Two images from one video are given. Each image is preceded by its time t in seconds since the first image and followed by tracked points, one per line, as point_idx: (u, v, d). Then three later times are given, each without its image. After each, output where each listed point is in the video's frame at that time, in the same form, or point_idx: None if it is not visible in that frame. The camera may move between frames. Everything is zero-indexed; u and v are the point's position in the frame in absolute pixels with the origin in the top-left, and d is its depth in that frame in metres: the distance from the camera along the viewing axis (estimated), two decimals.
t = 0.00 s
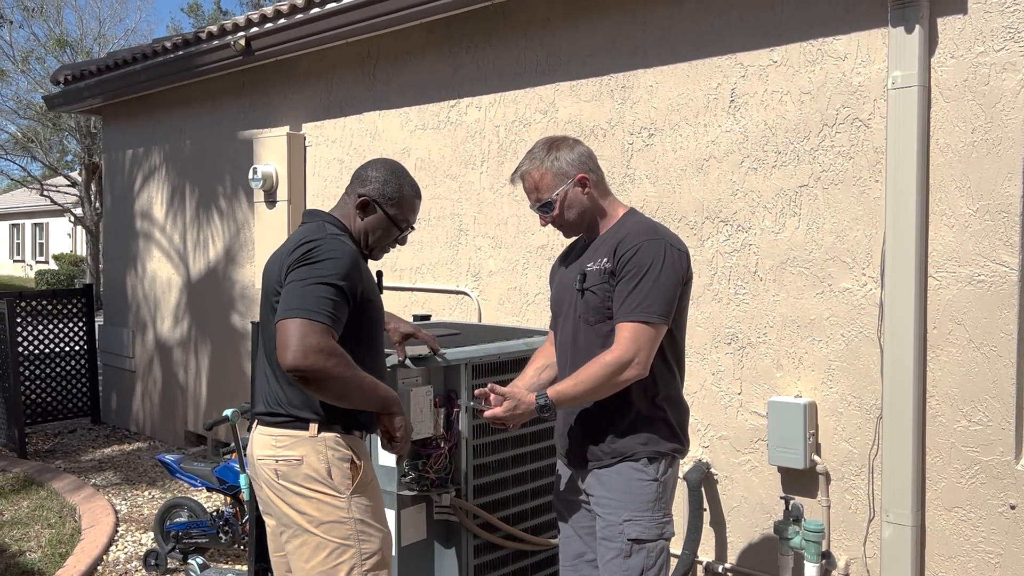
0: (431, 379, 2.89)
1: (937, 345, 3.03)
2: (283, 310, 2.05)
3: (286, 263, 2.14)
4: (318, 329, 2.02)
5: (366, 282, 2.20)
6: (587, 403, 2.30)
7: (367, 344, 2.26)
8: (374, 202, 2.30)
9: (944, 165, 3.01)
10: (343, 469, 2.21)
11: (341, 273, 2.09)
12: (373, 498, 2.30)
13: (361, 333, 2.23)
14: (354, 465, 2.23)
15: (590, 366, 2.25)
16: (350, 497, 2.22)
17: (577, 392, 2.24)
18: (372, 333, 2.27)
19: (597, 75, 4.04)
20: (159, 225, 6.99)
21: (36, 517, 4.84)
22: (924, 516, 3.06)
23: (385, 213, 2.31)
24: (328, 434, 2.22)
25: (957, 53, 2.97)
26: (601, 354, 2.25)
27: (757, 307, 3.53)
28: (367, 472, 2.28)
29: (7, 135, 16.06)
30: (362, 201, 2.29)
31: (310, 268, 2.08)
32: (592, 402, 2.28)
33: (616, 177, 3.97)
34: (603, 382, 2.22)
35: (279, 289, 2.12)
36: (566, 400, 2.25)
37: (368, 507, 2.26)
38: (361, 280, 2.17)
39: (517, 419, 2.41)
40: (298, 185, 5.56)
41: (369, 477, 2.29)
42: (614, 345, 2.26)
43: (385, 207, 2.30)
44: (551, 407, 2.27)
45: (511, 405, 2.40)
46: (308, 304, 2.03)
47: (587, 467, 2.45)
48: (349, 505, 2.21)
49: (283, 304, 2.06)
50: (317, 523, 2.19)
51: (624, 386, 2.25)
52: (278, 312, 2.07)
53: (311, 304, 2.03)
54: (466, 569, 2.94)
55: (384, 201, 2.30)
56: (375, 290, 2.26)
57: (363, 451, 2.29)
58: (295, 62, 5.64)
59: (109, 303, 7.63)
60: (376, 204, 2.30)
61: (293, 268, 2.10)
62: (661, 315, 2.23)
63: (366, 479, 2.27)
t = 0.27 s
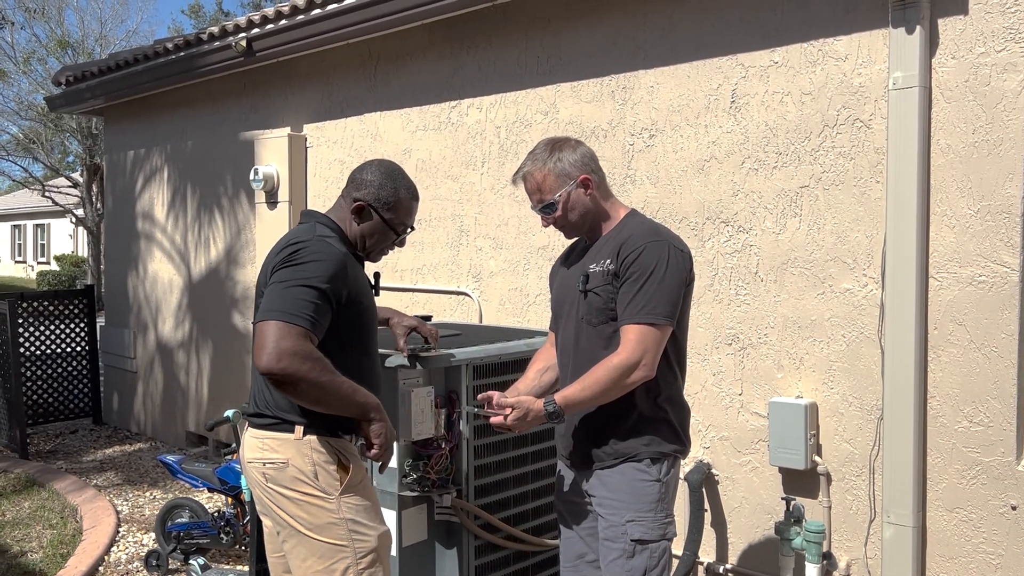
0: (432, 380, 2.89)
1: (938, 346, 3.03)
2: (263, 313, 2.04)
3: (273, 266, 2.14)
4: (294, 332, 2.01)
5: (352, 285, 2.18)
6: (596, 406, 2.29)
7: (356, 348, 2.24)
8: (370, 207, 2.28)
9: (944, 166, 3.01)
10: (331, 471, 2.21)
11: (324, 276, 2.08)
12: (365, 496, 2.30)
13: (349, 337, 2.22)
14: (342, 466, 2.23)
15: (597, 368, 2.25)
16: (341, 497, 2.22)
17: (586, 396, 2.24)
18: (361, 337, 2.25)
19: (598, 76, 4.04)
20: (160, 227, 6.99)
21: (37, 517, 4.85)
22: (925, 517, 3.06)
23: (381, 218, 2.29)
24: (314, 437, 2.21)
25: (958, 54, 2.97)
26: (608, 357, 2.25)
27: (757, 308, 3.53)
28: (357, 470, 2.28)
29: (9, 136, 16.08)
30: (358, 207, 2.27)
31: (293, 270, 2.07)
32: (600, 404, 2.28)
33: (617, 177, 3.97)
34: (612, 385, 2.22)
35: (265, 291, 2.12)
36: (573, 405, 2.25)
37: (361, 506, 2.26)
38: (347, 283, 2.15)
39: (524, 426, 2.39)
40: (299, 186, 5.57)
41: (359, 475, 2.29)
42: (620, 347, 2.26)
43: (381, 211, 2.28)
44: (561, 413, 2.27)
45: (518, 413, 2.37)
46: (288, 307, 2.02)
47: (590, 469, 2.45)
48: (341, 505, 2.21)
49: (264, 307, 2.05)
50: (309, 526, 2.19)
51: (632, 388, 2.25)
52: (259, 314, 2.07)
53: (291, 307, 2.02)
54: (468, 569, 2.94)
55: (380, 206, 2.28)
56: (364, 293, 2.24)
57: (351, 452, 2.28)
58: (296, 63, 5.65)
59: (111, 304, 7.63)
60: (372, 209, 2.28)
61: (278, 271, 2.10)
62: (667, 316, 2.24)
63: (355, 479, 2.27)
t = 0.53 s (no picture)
0: (433, 381, 2.88)
1: (940, 346, 3.03)
2: (253, 327, 2.01)
3: (260, 275, 2.10)
4: (287, 347, 1.98)
5: (341, 289, 2.15)
6: (603, 409, 2.29)
7: (350, 351, 2.23)
8: (356, 207, 2.26)
9: (946, 166, 3.01)
10: (311, 488, 2.18)
11: (312, 284, 2.05)
12: (345, 516, 2.27)
13: (343, 340, 2.20)
14: (324, 485, 2.20)
15: (605, 371, 2.25)
16: (315, 518, 2.19)
17: (594, 399, 2.23)
18: (354, 339, 2.23)
19: (599, 76, 4.04)
20: (161, 227, 7.00)
21: (39, 518, 4.85)
22: (926, 518, 3.06)
23: (367, 217, 2.27)
24: (304, 448, 2.19)
25: (960, 54, 2.97)
26: (615, 360, 2.25)
27: (759, 309, 3.52)
28: (342, 489, 2.24)
29: (10, 137, 16.09)
30: (344, 207, 2.25)
31: (281, 280, 2.03)
32: (608, 407, 2.28)
33: (618, 178, 3.97)
34: (620, 388, 2.22)
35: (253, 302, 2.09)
36: (582, 408, 2.25)
37: (334, 529, 2.23)
38: (336, 288, 2.13)
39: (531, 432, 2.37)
40: (300, 187, 5.58)
41: (343, 494, 2.25)
42: (626, 350, 2.26)
43: (368, 210, 2.26)
44: (569, 417, 2.27)
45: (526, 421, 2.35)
46: (279, 320, 1.99)
47: (591, 470, 2.44)
48: (311, 526, 2.19)
49: (253, 320, 2.02)
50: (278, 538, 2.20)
51: (640, 389, 2.25)
52: (249, 328, 2.03)
53: (282, 319, 1.99)
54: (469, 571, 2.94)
55: (366, 205, 2.26)
56: (354, 295, 2.21)
57: (340, 467, 2.24)
58: (297, 63, 5.65)
59: (112, 304, 7.64)
60: (359, 208, 2.26)
61: (265, 280, 2.07)
62: (672, 317, 2.24)
63: (337, 499, 2.23)
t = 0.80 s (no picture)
0: (434, 381, 2.89)
1: (941, 347, 3.02)
2: (226, 340, 1.97)
3: (233, 283, 2.05)
4: (258, 362, 1.93)
5: (320, 293, 2.10)
6: (609, 409, 2.28)
7: (335, 353, 2.18)
8: (341, 210, 2.20)
9: (948, 166, 3.00)
10: (282, 495, 2.14)
11: (285, 292, 1.99)
12: (319, 524, 2.21)
13: (326, 344, 2.15)
14: (295, 492, 2.14)
15: (609, 372, 2.24)
16: (285, 526, 2.14)
17: (599, 400, 2.23)
18: (338, 342, 2.18)
19: (600, 76, 4.04)
20: (162, 228, 7.00)
21: (40, 518, 4.86)
22: (928, 518, 3.05)
23: (354, 220, 2.21)
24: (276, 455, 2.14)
25: (961, 54, 2.96)
26: (620, 361, 2.24)
27: (760, 309, 3.52)
28: (315, 497, 2.18)
29: (11, 138, 16.10)
30: (329, 211, 2.19)
31: (254, 289, 1.98)
32: (612, 407, 2.27)
33: (619, 178, 3.97)
34: (625, 388, 2.21)
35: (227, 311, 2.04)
36: (587, 410, 2.24)
37: (305, 539, 2.17)
38: (313, 292, 2.07)
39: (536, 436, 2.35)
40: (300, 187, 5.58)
41: (316, 503, 2.19)
42: (630, 351, 2.25)
43: (354, 214, 2.20)
44: (574, 418, 2.26)
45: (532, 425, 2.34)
46: (251, 333, 1.94)
47: (590, 471, 2.44)
48: (280, 535, 2.14)
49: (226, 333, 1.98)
50: (249, 546, 2.17)
51: (645, 389, 2.25)
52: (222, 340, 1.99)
53: (253, 333, 1.94)
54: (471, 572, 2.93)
55: (351, 208, 2.19)
56: (335, 297, 2.15)
57: (315, 474, 2.19)
58: (298, 64, 5.64)
59: (113, 305, 7.64)
60: (343, 212, 2.20)
61: (238, 290, 2.02)
62: (676, 317, 2.23)
63: (309, 508, 2.18)
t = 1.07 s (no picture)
0: (435, 381, 2.90)
1: (943, 347, 3.02)
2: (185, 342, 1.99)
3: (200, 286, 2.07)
4: (210, 366, 1.93)
5: (282, 294, 2.08)
6: (613, 409, 2.28)
7: (308, 351, 2.17)
8: (327, 215, 2.18)
9: (950, 166, 3.00)
10: (256, 497, 2.12)
11: (243, 295, 1.99)
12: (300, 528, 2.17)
13: (296, 342, 2.14)
14: (270, 495, 2.12)
15: (612, 373, 2.24)
16: (259, 528, 2.12)
17: (603, 401, 2.23)
18: (311, 339, 2.17)
19: (601, 77, 4.04)
20: (164, 228, 7.00)
21: (42, 519, 4.86)
22: (930, 518, 3.05)
23: (340, 225, 2.19)
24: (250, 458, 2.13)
25: (963, 54, 2.96)
26: (624, 361, 2.24)
27: (761, 309, 3.52)
28: (292, 499, 2.15)
29: (13, 139, 16.12)
30: (314, 217, 2.18)
31: (209, 294, 1.99)
32: (616, 408, 2.27)
33: (620, 178, 3.97)
34: (629, 388, 2.21)
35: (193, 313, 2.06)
36: (591, 410, 2.24)
37: (281, 541, 2.13)
38: (273, 294, 2.05)
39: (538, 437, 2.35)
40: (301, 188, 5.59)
41: (295, 506, 2.16)
42: (633, 351, 2.25)
43: (340, 218, 2.18)
44: (579, 418, 2.27)
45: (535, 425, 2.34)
46: (205, 335, 1.95)
47: (592, 472, 2.43)
48: (255, 538, 2.12)
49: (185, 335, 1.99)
50: (230, 550, 2.16)
51: (649, 389, 2.25)
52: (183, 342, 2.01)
53: (208, 335, 1.94)
54: (472, 572, 2.93)
55: (337, 212, 2.18)
56: (303, 296, 2.13)
57: (291, 477, 2.16)
58: (299, 64, 5.65)
59: (115, 305, 7.65)
60: (330, 217, 2.18)
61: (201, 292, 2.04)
62: (679, 317, 2.24)
63: (286, 511, 2.14)
